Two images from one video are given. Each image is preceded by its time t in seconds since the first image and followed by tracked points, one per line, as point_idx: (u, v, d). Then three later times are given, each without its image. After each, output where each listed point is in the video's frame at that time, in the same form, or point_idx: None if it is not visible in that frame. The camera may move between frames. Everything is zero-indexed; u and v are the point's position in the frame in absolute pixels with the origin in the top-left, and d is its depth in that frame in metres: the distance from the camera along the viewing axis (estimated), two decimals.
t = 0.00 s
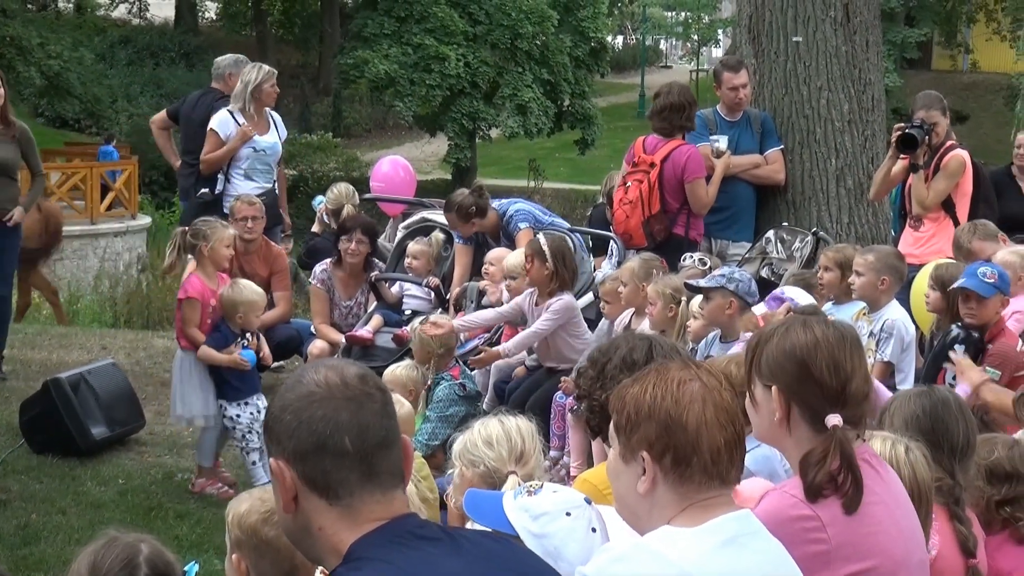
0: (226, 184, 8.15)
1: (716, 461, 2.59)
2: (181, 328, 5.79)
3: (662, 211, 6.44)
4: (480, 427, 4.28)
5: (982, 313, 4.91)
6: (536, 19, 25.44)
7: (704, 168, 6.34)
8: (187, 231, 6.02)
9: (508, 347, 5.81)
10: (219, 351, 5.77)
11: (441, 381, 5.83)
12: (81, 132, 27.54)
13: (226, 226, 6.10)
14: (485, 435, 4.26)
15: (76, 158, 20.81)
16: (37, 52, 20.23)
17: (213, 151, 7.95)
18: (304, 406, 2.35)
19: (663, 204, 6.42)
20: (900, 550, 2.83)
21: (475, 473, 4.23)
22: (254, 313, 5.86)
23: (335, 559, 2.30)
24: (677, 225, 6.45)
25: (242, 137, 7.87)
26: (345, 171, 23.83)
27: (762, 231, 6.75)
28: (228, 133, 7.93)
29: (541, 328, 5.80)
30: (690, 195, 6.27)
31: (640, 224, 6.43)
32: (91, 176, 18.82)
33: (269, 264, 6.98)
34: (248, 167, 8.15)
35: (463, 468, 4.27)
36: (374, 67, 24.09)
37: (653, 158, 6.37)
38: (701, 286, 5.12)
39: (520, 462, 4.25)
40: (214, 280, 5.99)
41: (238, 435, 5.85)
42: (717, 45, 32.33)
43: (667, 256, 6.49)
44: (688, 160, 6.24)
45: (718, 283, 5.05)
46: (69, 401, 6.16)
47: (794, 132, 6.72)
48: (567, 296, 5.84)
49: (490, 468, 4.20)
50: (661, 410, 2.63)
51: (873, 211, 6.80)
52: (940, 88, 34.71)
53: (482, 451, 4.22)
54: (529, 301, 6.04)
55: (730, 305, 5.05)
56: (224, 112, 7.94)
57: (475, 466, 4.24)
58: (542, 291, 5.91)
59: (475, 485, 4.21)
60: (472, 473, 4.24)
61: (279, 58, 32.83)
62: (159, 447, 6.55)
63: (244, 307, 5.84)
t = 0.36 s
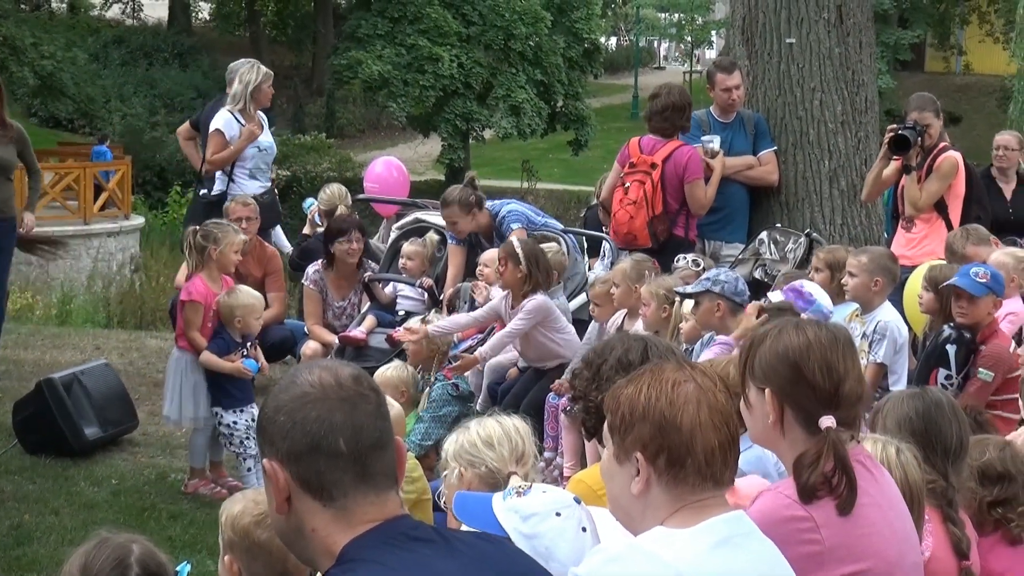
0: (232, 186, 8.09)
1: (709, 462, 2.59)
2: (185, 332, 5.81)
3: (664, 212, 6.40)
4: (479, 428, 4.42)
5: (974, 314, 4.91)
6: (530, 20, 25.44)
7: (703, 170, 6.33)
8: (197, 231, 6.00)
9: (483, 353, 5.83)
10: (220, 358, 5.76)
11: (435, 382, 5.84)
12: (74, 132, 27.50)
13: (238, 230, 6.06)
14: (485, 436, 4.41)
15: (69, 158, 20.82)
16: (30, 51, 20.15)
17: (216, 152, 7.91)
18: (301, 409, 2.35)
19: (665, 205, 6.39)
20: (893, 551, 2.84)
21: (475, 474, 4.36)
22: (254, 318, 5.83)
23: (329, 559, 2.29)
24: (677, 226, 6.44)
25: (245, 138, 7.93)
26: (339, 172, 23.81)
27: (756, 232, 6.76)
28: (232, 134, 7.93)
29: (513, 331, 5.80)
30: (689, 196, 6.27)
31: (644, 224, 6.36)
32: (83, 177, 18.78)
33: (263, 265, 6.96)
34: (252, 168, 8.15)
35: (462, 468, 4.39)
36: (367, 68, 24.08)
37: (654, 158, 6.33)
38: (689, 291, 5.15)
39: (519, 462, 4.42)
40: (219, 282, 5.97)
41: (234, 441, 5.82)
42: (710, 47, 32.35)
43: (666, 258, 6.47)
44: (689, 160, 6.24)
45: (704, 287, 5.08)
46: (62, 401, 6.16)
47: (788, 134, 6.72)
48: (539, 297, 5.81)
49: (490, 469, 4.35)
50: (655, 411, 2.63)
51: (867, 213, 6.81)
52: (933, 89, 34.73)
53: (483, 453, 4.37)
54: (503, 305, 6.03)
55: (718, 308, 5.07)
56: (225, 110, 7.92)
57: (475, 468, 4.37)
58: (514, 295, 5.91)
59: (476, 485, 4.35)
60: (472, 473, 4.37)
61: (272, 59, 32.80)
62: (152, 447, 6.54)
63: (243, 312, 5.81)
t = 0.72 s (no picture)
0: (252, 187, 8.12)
1: (706, 466, 2.59)
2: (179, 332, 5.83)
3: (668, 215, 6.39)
4: (479, 433, 4.44)
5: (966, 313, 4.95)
6: (529, 23, 25.35)
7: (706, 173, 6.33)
8: (201, 232, 6.03)
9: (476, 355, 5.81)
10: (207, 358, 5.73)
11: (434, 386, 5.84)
12: (73, 136, 27.52)
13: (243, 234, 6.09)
14: (485, 440, 4.42)
15: (68, 162, 20.82)
16: (29, 55, 20.31)
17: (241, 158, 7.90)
18: (304, 411, 2.35)
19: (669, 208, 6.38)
20: (892, 554, 2.84)
21: (474, 478, 4.37)
22: (247, 318, 5.84)
23: (327, 564, 2.29)
24: (681, 229, 6.44)
25: (267, 141, 7.95)
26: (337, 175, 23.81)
27: (754, 236, 6.76)
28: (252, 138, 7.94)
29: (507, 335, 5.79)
30: (692, 199, 6.27)
31: (651, 227, 6.31)
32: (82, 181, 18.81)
33: (262, 267, 6.94)
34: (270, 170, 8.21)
35: (462, 473, 4.40)
36: (366, 71, 24.09)
37: (656, 162, 6.31)
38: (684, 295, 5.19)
39: (518, 466, 4.41)
40: (221, 285, 5.96)
41: (223, 448, 5.79)
42: (709, 50, 32.34)
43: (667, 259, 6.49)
44: (693, 164, 6.24)
45: (698, 289, 5.12)
46: (60, 404, 6.16)
47: (787, 137, 6.72)
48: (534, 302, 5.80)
49: (489, 473, 4.36)
50: (652, 415, 2.63)
51: (866, 216, 6.80)
52: (932, 93, 34.70)
53: (483, 458, 4.38)
54: (501, 310, 6.04)
55: (713, 310, 5.10)
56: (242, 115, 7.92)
57: (475, 472, 4.39)
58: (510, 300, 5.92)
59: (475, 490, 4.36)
60: (471, 478, 4.38)
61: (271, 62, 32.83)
62: (150, 451, 6.54)
63: (235, 313, 5.81)
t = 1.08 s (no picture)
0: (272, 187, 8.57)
1: (694, 471, 2.58)
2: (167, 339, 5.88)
3: (661, 220, 6.41)
4: (469, 438, 4.44)
5: (949, 316, 5.04)
6: (519, 28, 25.33)
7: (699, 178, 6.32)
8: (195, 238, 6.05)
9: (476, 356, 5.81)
10: (191, 365, 5.76)
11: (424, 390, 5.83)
12: (64, 141, 27.52)
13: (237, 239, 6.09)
14: (475, 445, 4.43)
15: (58, 166, 20.77)
16: (19, 61, 20.33)
17: (266, 162, 8.33)
18: (310, 404, 2.22)
19: (662, 213, 6.39)
20: (881, 560, 2.86)
21: (464, 483, 4.37)
22: (234, 325, 5.83)
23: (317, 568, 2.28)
24: (673, 235, 6.47)
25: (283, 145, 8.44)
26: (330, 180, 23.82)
27: (745, 239, 6.77)
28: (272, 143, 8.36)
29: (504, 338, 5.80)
30: (684, 205, 6.27)
31: (642, 233, 6.36)
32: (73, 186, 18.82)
33: (252, 273, 6.98)
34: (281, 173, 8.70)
35: (451, 477, 4.41)
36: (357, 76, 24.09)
37: (648, 166, 6.31)
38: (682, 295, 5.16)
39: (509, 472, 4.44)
40: (214, 291, 5.97)
41: (209, 455, 5.79)
42: (700, 55, 32.38)
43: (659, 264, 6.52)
44: (685, 169, 6.24)
45: (697, 292, 5.08)
46: (50, 410, 6.15)
47: (777, 141, 6.72)
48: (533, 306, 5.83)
49: (481, 479, 4.37)
50: (641, 419, 2.63)
51: (855, 221, 6.80)
52: (923, 98, 34.77)
53: (473, 463, 4.38)
54: (497, 314, 6.06)
55: (708, 315, 5.08)
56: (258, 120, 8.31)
57: (465, 477, 4.38)
58: (507, 303, 5.93)
59: (465, 495, 4.36)
60: (461, 483, 4.38)
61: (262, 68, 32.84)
62: (140, 457, 6.54)
63: (223, 319, 5.81)
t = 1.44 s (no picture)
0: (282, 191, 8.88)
1: (672, 472, 2.57)
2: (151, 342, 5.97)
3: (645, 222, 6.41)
4: (451, 439, 4.42)
5: (930, 324, 5.07)
6: (502, 30, 25.38)
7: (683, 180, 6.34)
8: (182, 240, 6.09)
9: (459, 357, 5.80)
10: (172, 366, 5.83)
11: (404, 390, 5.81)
12: (46, 142, 27.49)
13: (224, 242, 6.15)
14: (456, 447, 4.41)
15: (40, 167, 20.72)
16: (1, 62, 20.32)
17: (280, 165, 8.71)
18: (283, 407, 2.18)
19: (645, 216, 6.39)
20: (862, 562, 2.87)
21: (445, 485, 4.35)
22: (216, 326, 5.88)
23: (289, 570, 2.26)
24: (656, 237, 6.46)
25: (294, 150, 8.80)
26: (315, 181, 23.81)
27: (726, 242, 6.81)
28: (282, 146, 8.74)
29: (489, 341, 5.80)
30: (668, 207, 6.28)
31: (624, 235, 6.35)
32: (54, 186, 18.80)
33: (232, 274, 6.96)
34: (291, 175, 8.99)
35: (432, 479, 4.39)
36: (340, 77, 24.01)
37: (632, 168, 6.31)
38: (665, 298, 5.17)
39: (491, 474, 4.42)
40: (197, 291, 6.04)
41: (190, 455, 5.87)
42: (682, 57, 32.43)
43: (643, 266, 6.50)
44: (668, 172, 6.25)
45: (680, 295, 5.10)
46: (30, 411, 6.14)
47: (759, 144, 6.72)
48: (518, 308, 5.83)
49: (461, 480, 4.35)
50: (620, 421, 2.62)
51: (837, 224, 6.81)
52: (904, 101, 34.88)
53: (454, 464, 4.36)
54: (481, 315, 6.02)
55: (691, 318, 5.08)
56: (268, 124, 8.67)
57: (447, 479, 4.37)
58: (491, 304, 5.92)
59: (445, 496, 4.34)
60: (443, 484, 4.36)
61: (245, 68, 32.83)
62: (120, 457, 6.53)
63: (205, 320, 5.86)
